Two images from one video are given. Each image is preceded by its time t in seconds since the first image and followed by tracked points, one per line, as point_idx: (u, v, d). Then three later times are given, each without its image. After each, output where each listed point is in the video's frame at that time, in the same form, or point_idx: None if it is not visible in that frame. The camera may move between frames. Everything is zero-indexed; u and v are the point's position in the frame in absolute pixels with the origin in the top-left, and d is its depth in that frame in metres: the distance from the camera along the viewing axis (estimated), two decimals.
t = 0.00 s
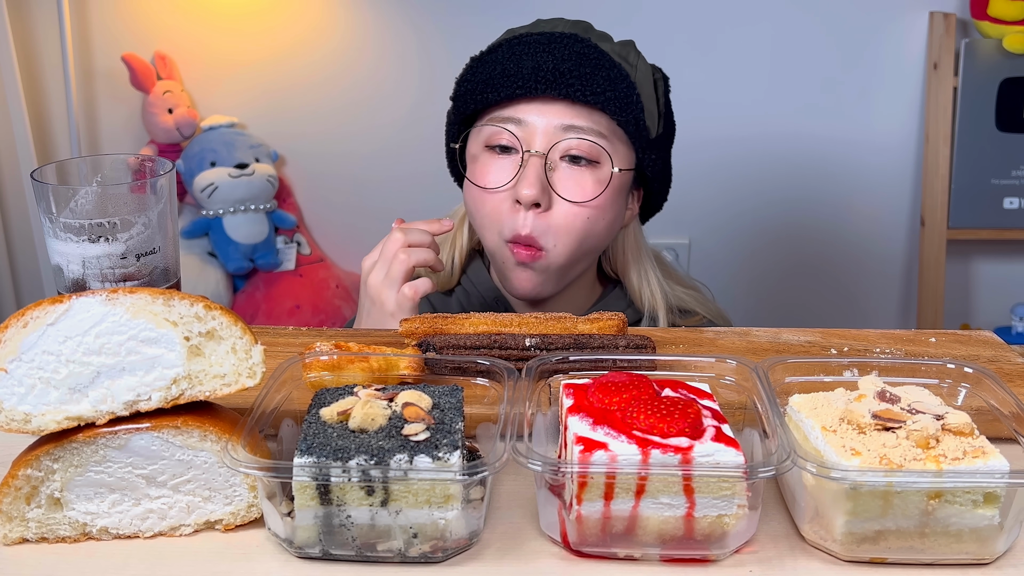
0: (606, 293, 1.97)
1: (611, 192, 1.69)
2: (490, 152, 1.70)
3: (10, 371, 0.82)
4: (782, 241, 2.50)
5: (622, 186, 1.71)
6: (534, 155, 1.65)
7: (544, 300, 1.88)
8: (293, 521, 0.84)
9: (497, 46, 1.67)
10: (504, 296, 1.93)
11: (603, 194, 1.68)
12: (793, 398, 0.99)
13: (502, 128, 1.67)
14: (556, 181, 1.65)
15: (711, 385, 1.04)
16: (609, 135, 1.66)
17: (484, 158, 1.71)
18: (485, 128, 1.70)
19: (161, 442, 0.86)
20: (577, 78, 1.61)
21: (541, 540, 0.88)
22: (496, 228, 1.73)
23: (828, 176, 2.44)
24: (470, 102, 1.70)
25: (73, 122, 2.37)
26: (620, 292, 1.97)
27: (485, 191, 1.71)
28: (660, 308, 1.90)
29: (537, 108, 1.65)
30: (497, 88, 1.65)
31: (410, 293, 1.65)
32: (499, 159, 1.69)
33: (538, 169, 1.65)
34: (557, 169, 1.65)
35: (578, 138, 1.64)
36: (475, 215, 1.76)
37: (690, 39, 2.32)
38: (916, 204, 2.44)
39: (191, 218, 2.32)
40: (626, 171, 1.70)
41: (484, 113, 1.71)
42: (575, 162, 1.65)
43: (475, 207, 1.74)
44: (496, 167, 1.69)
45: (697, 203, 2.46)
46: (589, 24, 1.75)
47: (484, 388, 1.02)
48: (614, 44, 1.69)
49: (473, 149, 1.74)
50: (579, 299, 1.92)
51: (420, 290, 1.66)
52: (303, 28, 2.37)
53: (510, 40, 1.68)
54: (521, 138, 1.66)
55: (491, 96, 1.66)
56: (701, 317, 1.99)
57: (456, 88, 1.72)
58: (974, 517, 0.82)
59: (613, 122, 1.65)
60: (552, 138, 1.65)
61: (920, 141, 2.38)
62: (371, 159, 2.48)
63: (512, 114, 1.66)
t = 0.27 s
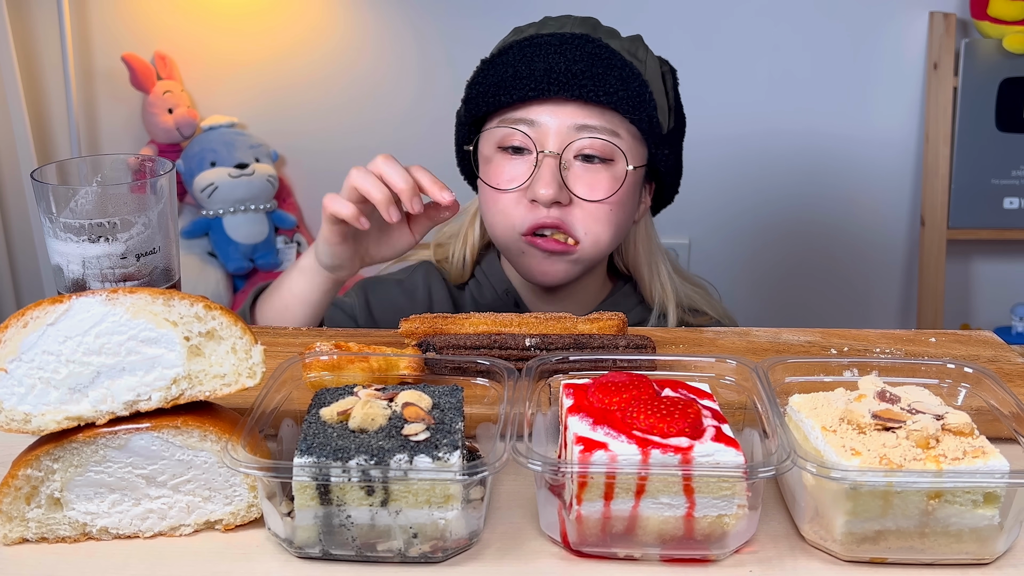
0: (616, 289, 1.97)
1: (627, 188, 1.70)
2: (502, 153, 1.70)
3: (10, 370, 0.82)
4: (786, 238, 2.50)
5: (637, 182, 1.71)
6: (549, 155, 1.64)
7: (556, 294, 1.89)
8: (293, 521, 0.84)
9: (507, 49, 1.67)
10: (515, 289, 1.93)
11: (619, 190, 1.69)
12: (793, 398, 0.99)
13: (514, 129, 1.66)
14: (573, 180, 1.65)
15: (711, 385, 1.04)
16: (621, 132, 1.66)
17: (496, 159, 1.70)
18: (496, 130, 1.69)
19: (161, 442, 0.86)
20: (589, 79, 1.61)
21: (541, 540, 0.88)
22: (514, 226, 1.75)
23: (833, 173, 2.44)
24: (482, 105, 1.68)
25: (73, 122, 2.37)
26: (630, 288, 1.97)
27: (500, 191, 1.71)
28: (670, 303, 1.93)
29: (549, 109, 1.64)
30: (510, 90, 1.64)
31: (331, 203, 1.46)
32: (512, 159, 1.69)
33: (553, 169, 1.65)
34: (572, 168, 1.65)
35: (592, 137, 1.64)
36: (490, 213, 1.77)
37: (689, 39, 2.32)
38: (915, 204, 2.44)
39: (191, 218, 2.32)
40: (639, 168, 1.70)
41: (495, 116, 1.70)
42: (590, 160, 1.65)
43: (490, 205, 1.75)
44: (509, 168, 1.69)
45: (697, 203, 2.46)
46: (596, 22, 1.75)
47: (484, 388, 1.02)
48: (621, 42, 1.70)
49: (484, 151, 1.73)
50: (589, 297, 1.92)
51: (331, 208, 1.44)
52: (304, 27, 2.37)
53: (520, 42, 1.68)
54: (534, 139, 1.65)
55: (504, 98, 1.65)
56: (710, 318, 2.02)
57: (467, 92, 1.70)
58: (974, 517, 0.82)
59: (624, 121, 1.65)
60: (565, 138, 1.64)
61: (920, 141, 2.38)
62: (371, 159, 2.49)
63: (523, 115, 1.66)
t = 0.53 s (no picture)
0: (624, 287, 1.97)
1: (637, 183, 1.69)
2: (513, 151, 1.70)
3: (10, 371, 0.82)
4: (791, 236, 2.50)
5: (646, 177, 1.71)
6: (559, 153, 1.63)
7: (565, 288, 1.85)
8: (293, 521, 0.84)
9: (516, 46, 1.67)
10: (525, 283, 1.90)
11: (629, 187, 1.67)
12: (793, 397, 0.99)
13: (524, 127, 1.66)
14: (583, 176, 1.63)
15: (711, 385, 1.04)
16: (630, 128, 1.66)
17: (507, 158, 1.70)
18: (506, 128, 1.69)
19: (161, 442, 0.86)
20: (599, 74, 1.60)
21: (541, 540, 0.88)
22: (524, 226, 1.71)
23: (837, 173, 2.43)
24: (492, 103, 1.70)
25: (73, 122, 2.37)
26: (638, 286, 1.97)
27: (511, 190, 1.70)
28: (679, 299, 1.94)
29: (558, 106, 1.64)
30: (519, 88, 1.64)
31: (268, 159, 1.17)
32: (523, 158, 1.68)
33: (563, 166, 1.63)
34: (582, 165, 1.63)
35: (603, 133, 1.63)
36: (502, 214, 1.75)
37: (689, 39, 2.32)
38: (915, 204, 2.44)
39: (191, 218, 2.32)
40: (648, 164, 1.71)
41: (505, 114, 1.71)
42: (599, 157, 1.64)
43: (502, 205, 1.74)
44: (520, 166, 1.68)
45: (697, 203, 2.46)
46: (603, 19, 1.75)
47: (484, 388, 1.02)
48: (629, 39, 1.70)
49: (495, 151, 1.73)
50: (598, 293, 1.90)
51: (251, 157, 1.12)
52: (304, 27, 2.37)
53: (529, 39, 1.68)
54: (544, 137, 1.64)
55: (514, 96, 1.66)
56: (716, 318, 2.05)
57: (477, 90, 1.72)
58: (974, 517, 0.82)
59: (632, 117, 1.66)
60: (575, 134, 1.63)
61: (920, 141, 2.38)
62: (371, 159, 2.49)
63: (533, 113, 1.65)
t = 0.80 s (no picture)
0: (631, 289, 1.97)
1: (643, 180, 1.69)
2: (518, 150, 1.70)
3: (10, 371, 0.82)
4: (801, 238, 2.51)
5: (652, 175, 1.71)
6: (564, 150, 1.63)
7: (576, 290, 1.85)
8: (293, 521, 0.84)
9: (521, 44, 1.67)
10: (533, 284, 1.90)
11: (635, 184, 1.67)
12: (793, 398, 0.99)
13: (528, 125, 1.66)
14: (589, 173, 1.64)
15: (711, 385, 1.04)
16: (635, 125, 1.66)
17: (512, 156, 1.71)
18: (511, 127, 1.69)
19: (161, 442, 0.86)
20: (603, 71, 1.60)
21: (541, 540, 0.88)
22: (531, 224, 1.72)
23: (840, 173, 2.43)
24: (497, 100, 1.70)
25: (73, 122, 2.37)
26: (645, 288, 1.98)
27: (517, 188, 1.70)
28: (688, 300, 1.93)
29: (563, 104, 1.64)
30: (524, 86, 1.65)
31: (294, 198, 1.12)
32: (528, 156, 1.68)
33: (569, 162, 1.64)
34: (588, 162, 1.64)
35: (607, 130, 1.64)
36: (508, 212, 1.75)
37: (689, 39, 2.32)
38: (915, 204, 2.44)
39: (191, 218, 2.32)
40: (654, 161, 1.71)
41: (510, 112, 1.72)
42: (604, 154, 1.64)
43: (508, 204, 1.74)
44: (525, 164, 1.68)
45: (696, 203, 2.46)
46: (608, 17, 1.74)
47: (484, 388, 1.02)
48: (633, 36, 1.69)
49: (501, 151, 1.73)
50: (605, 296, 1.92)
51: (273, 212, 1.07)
52: (304, 27, 2.37)
53: (533, 37, 1.68)
54: (549, 134, 1.65)
55: (519, 93, 1.66)
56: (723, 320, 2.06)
57: (483, 88, 1.73)
58: (974, 517, 0.82)
59: (636, 114, 1.65)
60: (580, 132, 1.63)
61: (920, 141, 2.38)
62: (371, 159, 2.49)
63: (538, 111, 1.66)
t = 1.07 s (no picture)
0: (637, 290, 1.97)
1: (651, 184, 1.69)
2: (525, 152, 1.70)
3: (10, 371, 0.82)
4: (806, 238, 2.51)
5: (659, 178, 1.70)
6: (571, 153, 1.63)
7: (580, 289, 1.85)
8: (293, 521, 0.84)
9: (528, 47, 1.67)
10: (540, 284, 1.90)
11: (642, 188, 1.67)
12: (793, 398, 0.99)
13: (536, 128, 1.67)
14: (596, 177, 1.64)
15: (711, 385, 1.04)
16: (642, 129, 1.66)
17: (519, 158, 1.70)
18: (519, 129, 1.70)
19: (161, 442, 0.86)
20: (612, 75, 1.60)
21: (541, 540, 0.88)
22: (537, 226, 1.72)
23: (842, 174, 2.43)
24: (504, 104, 1.70)
25: (73, 122, 2.38)
26: (651, 289, 1.98)
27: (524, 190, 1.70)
28: (695, 302, 1.93)
29: (571, 107, 1.64)
30: (532, 89, 1.65)
31: (298, 218, 1.09)
32: (535, 159, 1.68)
33: (576, 166, 1.63)
34: (595, 165, 1.64)
35: (615, 133, 1.63)
36: (514, 214, 1.75)
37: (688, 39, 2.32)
38: (915, 204, 2.44)
39: (191, 218, 2.32)
40: (661, 165, 1.71)
41: (517, 115, 1.72)
42: (612, 158, 1.64)
43: (514, 206, 1.74)
44: (532, 167, 1.68)
45: (696, 203, 2.46)
46: (614, 20, 1.74)
47: (484, 388, 1.02)
48: (641, 39, 1.69)
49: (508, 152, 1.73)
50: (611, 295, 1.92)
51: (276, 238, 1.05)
52: (304, 27, 2.37)
53: (541, 40, 1.68)
54: (556, 137, 1.65)
55: (526, 96, 1.66)
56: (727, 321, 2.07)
57: (489, 91, 1.72)
58: (974, 517, 0.82)
59: (645, 117, 1.65)
60: (588, 135, 1.63)
61: (920, 141, 2.38)
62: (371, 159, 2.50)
63: (545, 113, 1.66)
